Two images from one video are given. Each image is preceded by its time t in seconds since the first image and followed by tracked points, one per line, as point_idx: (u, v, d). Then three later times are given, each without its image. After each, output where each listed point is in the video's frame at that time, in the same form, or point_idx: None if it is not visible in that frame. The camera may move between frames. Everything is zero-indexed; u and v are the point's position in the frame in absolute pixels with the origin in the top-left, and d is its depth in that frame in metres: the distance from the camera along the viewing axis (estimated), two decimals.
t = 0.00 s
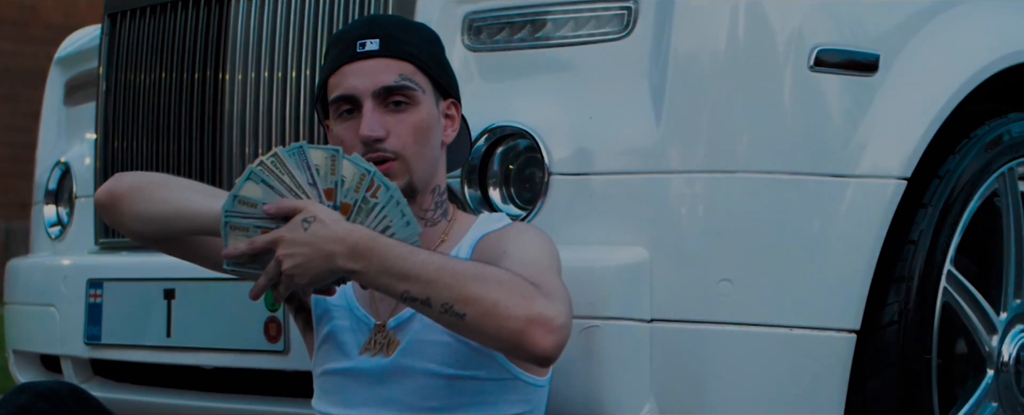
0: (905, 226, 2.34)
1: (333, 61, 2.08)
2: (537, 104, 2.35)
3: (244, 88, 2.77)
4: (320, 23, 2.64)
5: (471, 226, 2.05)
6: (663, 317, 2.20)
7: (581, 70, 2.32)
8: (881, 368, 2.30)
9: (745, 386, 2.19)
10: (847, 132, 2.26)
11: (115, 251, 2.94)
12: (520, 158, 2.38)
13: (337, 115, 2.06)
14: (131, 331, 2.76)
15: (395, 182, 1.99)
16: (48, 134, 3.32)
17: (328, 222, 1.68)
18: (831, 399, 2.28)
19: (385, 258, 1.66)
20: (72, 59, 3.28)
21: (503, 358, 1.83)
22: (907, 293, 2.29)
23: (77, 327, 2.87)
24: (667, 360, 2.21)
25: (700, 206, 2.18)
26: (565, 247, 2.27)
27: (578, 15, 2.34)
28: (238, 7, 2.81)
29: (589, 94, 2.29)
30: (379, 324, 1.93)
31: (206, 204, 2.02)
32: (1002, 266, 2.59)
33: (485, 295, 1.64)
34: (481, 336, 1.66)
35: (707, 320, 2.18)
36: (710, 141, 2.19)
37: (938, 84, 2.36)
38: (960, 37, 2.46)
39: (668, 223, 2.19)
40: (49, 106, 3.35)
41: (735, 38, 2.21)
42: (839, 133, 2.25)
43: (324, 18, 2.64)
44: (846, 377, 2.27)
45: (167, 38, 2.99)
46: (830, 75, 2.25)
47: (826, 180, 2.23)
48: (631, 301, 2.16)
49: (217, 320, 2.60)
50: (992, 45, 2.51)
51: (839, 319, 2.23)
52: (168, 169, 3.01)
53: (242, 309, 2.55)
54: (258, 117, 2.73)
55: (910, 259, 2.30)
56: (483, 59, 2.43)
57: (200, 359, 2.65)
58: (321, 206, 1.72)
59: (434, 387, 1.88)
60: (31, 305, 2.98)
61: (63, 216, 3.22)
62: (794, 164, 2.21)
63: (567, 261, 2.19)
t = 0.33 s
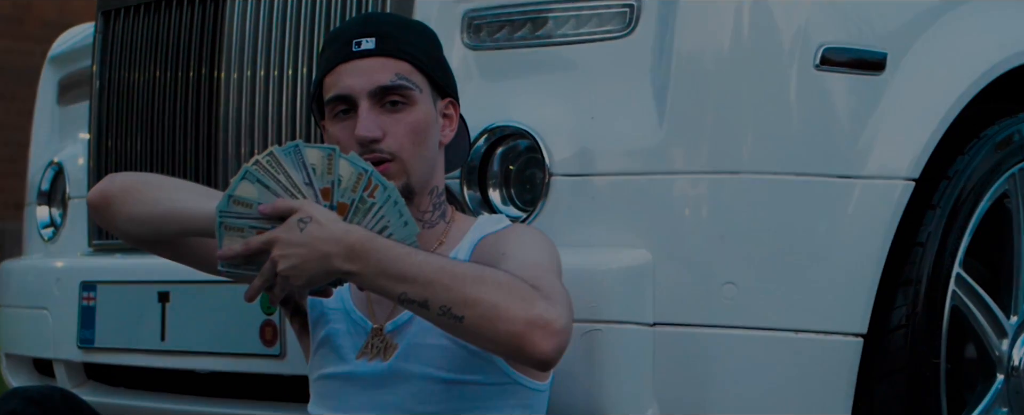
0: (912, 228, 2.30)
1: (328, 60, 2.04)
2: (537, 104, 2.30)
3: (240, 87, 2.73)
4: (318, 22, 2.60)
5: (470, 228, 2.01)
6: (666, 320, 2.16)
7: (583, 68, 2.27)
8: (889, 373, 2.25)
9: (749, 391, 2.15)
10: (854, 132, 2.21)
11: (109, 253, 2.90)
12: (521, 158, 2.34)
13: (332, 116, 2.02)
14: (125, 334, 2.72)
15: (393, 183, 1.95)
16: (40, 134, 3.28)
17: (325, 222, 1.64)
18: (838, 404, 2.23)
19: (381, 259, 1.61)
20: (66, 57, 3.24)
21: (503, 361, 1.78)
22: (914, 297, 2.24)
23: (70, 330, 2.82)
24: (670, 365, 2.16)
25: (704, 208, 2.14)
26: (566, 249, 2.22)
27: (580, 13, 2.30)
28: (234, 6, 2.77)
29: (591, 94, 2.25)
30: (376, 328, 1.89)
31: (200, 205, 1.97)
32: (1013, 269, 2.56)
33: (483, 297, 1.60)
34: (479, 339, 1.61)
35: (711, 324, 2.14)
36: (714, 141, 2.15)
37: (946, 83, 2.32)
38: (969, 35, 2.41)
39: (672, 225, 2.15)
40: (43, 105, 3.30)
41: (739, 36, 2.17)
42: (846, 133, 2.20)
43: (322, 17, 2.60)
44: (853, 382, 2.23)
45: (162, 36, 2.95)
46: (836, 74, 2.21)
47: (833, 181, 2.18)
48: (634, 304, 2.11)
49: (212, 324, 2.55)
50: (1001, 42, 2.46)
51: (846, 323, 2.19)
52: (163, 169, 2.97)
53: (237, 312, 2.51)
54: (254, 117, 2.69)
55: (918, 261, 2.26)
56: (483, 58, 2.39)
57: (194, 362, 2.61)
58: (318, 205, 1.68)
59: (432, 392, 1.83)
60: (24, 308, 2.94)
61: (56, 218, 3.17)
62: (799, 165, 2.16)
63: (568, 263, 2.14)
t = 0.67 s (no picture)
0: (921, 231, 2.25)
1: (324, 59, 1.99)
2: (539, 104, 2.26)
3: (238, 86, 2.69)
4: (317, 20, 2.56)
5: (470, 230, 1.97)
6: (670, 324, 2.12)
7: (586, 67, 2.23)
8: (897, 378, 2.21)
9: (755, 397, 2.11)
10: (862, 132, 2.16)
11: (104, 255, 2.86)
12: (522, 159, 2.30)
13: (329, 116, 1.97)
14: (120, 337, 2.68)
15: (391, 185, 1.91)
16: (34, 133, 3.24)
17: (322, 222, 1.59)
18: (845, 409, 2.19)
19: (380, 260, 1.57)
20: (60, 56, 3.21)
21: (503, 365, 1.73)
22: (924, 301, 2.20)
23: (64, 334, 2.78)
24: (674, 369, 2.12)
25: (708, 210, 2.10)
26: (569, 251, 2.18)
27: (583, 11, 2.25)
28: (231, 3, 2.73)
29: (594, 93, 2.21)
30: (375, 332, 1.84)
31: (196, 205, 1.93)
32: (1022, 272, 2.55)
33: (483, 300, 1.56)
34: (479, 343, 1.57)
35: (717, 327, 2.10)
36: (720, 142, 2.11)
37: (957, 82, 2.28)
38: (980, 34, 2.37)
39: (676, 226, 2.11)
40: (38, 105, 3.26)
41: (745, 34, 2.13)
42: (855, 133, 2.16)
43: (321, 15, 2.56)
44: (861, 388, 2.18)
45: (157, 34, 2.91)
46: (844, 73, 2.16)
47: (841, 182, 2.14)
48: (637, 308, 2.07)
49: (208, 327, 2.51)
50: (1013, 41, 2.42)
51: (854, 328, 2.14)
52: (158, 169, 2.93)
53: (234, 316, 2.47)
54: (251, 116, 2.65)
55: (927, 264, 2.22)
56: (484, 57, 2.34)
57: (190, 366, 2.57)
58: (315, 205, 1.63)
59: (431, 398, 1.78)
60: (17, 311, 2.89)
61: (50, 219, 3.14)
62: (807, 166, 2.12)
63: (571, 265, 2.10)
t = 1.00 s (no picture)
0: (932, 233, 2.21)
1: (323, 58, 1.95)
2: (543, 103, 2.22)
3: (236, 86, 2.65)
4: (316, 19, 2.52)
5: (473, 232, 1.93)
6: (677, 328, 2.07)
7: (591, 67, 2.19)
8: (909, 384, 2.17)
9: (764, 402, 2.06)
10: (872, 132, 2.12)
11: (100, 257, 2.82)
12: (526, 160, 2.27)
13: (328, 117, 1.93)
14: (117, 341, 2.64)
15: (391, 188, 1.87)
16: (30, 133, 3.21)
17: (322, 223, 1.55)
18: None
19: (381, 261, 1.53)
20: (56, 55, 3.18)
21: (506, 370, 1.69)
22: (936, 304, 2.16)
23: (60, 337, 2.74)
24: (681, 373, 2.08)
25: (715, 211, 2.06)
26: (573, 254, 2.14)
27: (587, 9, 2.21)
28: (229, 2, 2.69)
29: (599, 93, 2.17)
30: (375, 335, 1.80)
31: (194, 205, 1.89)
32: None
33: (486, 303, 1.51)
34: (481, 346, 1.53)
35: (724, 331, 2.05)
36: (727, 142, 2.07)
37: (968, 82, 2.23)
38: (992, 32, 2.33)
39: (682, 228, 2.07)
40: (33, 105, 3.23)
41: (753, 32, 2.09)
42: (865, 133, 2.11)
43: (320, 13, 2.52)
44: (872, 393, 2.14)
45: (154, 33, 2.88)
46: (854, 72, 2.12)
47: (850, 183, 2.10)
48: (642, 312, 2.02)
49: (206, 331, 2.47)
50: None
51: (864, 331, 2.10)
52: (156, 169, 2.90)
53: (232, 319, 2.43)
54: (250, 116, 2.61)
55: (939, 267, 2.18)
56: (486, 56, 2.30)
57: (187, 371, 2.53)
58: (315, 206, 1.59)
59: (433, 403, 1.74)
60: (11, 314, 2.86)
61: (46, 221, 3.10)
62: (816, 166, 2.08)
63: (575, 268, 2.06)
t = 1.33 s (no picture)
0: (945, 236, 2.19)
1: (324, 59, 1.92)
2: (548, 103, 2.18)
3: (237, 85, 2.62)
4: (318, 18, 2.49)
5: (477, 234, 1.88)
6: (685, 332, 2.03)
7: (597, 65, 2.15)
8: (921, 387, 2.14)
9: (775, 406, 2.02)
10: (884, 132, 2.07)
11: (99, 259, 2.79)
12: (531, 160, 2.22)
13: (329, 118, 1.89)
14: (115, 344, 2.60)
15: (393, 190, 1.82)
16: (28, 134, 3.17)
17: (323, 225, 1.51)
18: None
19: (382, 263, 1.49)
20: (56, 54, 3.16)
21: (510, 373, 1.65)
22: (948, 307, 2.12)
23: (58, 341, 2.71)
24: (690, 378, 2.04)
25: (724, 212, 2.02)
26: (579, 256, 2.10)
27: (594, 7, 2.18)
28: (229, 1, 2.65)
29: (605, 92, 2.13)
30: (377, 339, 1.76)
31: (194, 205, 1.85)
32: None
33: (490, 306, 1.47)
34: (484, 350, 1.49)
35: (733, 334, 2.01)
36: (736, 142, 2.03)
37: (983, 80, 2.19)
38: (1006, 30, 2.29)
39: (691, 229, 2.03)
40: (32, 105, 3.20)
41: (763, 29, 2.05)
42: (878, 132, 2.07)
43: (322, 12, 2.49)
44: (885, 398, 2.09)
45: (153, 32, 2.84)
46: (866, 70, 2.07)
47: (861, 184, 2.05)
48: (649, 315, 1.99)
49: (206, 334, 2.43)
50: None
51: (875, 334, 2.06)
52: (156, 170, 2.86)
53: (233, 322, 2.39)
54: (250, 115, 2.57)
55: (952, 269, 2.15)
56: (491, 55, 2.27)
57: (187, 375, 2.49)
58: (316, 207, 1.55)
59: (436, 409, 1.70)
60: (9, 317, 2.82)
61: (45, 223, 3.06)
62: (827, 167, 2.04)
63: (581, 270, 2.02)
